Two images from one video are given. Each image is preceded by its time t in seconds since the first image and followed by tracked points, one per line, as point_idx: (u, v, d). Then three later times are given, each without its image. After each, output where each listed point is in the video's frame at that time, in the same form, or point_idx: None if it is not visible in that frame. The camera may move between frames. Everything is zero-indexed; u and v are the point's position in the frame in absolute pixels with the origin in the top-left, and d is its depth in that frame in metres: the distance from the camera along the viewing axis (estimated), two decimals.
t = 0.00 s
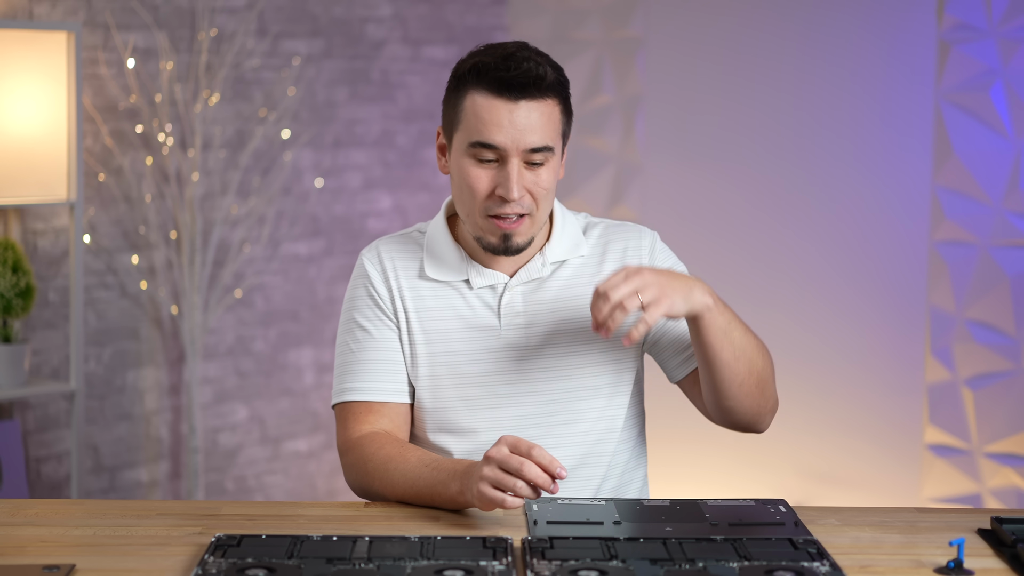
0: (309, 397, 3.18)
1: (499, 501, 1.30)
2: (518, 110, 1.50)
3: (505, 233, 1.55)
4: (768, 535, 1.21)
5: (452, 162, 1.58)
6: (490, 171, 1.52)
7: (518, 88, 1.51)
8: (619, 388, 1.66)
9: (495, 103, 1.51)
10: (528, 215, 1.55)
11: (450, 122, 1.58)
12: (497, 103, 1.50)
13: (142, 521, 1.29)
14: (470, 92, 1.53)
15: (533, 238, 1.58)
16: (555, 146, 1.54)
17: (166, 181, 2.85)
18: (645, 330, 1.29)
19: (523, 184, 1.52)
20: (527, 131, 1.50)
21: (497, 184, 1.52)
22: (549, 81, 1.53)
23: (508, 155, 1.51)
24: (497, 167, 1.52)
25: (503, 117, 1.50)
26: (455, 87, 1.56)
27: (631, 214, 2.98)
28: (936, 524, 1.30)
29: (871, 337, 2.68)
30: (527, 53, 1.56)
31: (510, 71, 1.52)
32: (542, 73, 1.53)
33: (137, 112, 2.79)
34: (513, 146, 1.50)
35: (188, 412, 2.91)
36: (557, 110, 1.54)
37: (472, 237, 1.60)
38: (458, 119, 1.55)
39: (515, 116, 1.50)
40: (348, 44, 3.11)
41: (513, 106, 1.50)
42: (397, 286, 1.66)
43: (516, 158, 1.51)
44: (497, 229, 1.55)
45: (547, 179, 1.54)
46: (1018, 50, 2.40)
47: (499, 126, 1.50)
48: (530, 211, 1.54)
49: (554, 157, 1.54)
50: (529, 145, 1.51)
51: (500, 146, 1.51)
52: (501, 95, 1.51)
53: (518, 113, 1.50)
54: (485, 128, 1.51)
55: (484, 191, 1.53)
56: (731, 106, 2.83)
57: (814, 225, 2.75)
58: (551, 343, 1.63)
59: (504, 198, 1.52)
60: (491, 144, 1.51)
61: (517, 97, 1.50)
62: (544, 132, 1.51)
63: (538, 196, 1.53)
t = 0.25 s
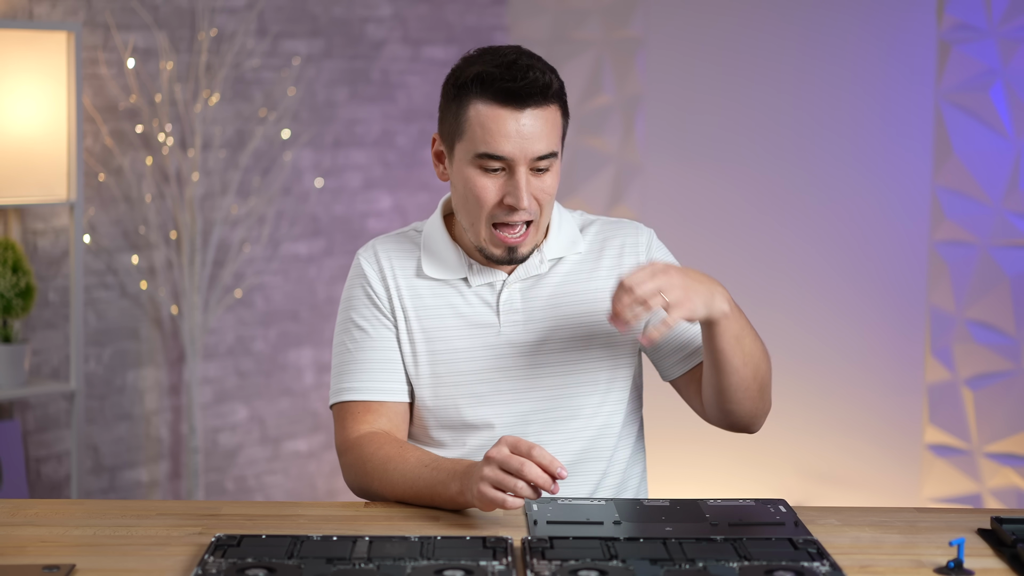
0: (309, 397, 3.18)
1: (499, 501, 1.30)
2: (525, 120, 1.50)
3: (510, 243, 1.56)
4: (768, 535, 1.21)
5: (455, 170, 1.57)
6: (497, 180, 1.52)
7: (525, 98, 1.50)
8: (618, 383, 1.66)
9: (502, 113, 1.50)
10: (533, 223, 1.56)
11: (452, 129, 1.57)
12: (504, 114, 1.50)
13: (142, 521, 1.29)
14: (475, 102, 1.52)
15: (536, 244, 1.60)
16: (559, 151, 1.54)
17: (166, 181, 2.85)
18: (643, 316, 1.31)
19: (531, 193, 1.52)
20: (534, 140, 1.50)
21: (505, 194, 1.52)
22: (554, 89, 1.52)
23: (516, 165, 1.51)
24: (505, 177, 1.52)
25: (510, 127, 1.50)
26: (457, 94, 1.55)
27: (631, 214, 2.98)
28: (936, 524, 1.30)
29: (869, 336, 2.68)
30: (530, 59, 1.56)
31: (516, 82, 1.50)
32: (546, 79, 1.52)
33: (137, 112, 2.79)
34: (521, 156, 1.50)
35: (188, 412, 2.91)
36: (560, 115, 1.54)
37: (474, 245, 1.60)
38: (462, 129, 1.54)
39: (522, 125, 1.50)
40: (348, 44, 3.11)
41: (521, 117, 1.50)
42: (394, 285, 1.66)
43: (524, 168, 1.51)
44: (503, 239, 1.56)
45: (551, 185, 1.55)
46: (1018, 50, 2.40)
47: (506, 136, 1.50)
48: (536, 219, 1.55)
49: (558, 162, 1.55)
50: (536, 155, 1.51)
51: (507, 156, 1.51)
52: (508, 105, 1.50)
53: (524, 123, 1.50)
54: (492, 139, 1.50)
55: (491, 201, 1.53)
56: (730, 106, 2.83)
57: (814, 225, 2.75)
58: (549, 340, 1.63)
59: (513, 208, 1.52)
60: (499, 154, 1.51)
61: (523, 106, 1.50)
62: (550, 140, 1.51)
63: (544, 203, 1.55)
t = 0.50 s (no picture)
0: (309, 397, 3.18)
1: (498, 503, 1.29)
2: (513, 88, 1.53)
3: (503, 216, 1.54)
4: (768, 535, 1.21)
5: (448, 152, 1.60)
6: (485, 150, 1.54)
7: (512, 68, 1.54)
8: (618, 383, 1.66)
9: (490, 82, 1.54)
10: (526, 197, 1.55)
11: (446, 111, 1.61)
12: (492, 83, 1.54)
13: (142, 521, 1.29)
14: (466, 75, 1.56)
15: (532, 222, 1.57)
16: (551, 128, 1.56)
17: (166, 181, 2.85)
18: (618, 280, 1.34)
19: (519, 164, 1.53)
20: (523, 109, 1.53)
21: (493, 163, 1.53)
22: (543, 62, 1.57)
23: (504, 133, 1.53)
24: (492, 147, 1.54)
25: (498, 96, 1.53)
26: (450, 75, 1.60)
27: (631, 214, 2.98)
28: (936, 524, 1.30)
29: (869, 336, 2.68)
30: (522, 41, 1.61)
31: (503, 50, 1.56)
32: (536, 55, 1.57)
33: (137, 112, 2.79)
34: (509, 123, 1.53)
35: (188, 412, 2.91)
36: (552, 93, 1.57)
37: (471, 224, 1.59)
38: (453, 103, 1.58)
39: (510, 94, 1.53)
40: (348, 44, 3.11)
41: (508, 85, 1.54)
42: (396, 284, 1.66)
43: (512, 136, 1.53)
44: (495, 211, 1.54)
45: (543, 162, 1.55)
46: (1018, 50, 2.40)
47: (494, 104, 1.53)
48: (528, 192, 1.54)
49: (550, 139, 1.56)
50: (524, 123, 1.53)
51: (495, 124, 1.53)
52: (496, 75, 1.54)
53: (512, 92, 1.53)
54: (480, 107, 1.54)
55: (479, 171, 1.54)
56: (730, 106, 2.83)
57: (814, 225, 2.75)
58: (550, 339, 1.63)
59: (500, 176, 1.52)
60: (487, 122, 1.53)
61: (511, 75, 1.54)
62: (539, 110, 1.54)
63: (535, 177, 1.54)
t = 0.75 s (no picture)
0: (309, 397, 3.18)
1: (497, 502, 1.29)
2: (519, 88, 1.52)
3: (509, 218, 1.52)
4: (768, 535, 1.21)
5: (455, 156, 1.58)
6: (490, 151, 1.52)
7: (518, 68, 1.54)
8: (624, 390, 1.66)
9: (496, 83, 1.53)
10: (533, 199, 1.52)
11: (453, 113, 1.60)
12: (498, 83, 1.53)
13: (142, 521, 1.29)
14: (472, 77, 1.55)
15: (539, 225, 1.54)
16: (558, 130, 1.55)
17: (166, 181, 2.85)
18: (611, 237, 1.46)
19: (524, 165, 1.51)
20: (529, 110, 1.52)
21: (498, 164, 1.51)
22: (550, 63, 1.55)
23: (509, 133, 1.52)
24: (498, 148, 1.52)
25: (503, 95, 1.52)
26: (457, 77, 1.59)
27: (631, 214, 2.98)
28: (936, 524, 1.30)
29: (869, 336, 2.68)
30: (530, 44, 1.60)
31: (509, 50, 1.55)
32: (542, 55, 1.56)
33: (137, 112, 2.79)
34: (514, 124, 1.52)
35: (188, 412, 2.91)
36: (559, 94, 1.56)
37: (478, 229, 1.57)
38: (460, 106, 1.57)
39: (516, 94, 1.52)
40: (348, 44, 3.11)
41: (515, 85, 1.53)
42: (403, 286, 1.66)
43: (517, 136, 1.52)
44: (501, 213, 1.52)
45: (549, 164, 1.52)
46: (1018, 50, 2.40)
47: (499, 104, 1.52)
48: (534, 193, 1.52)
49: (558, 141, 1.54)
50: (531, 123, 1.52)
51: (500, 124, 1.52)
52: (502, 75, 1.53)
53: (518, 93, 1.52)
54: (486, 107, 1.52)
55: (485, 173, 1.51)
56: (730, 106, 2.83)
57: (814, 225, 2.75)
58: (558, 346, 1.63)
59: (505, 177, 1.50)
60: (492, 123, 1.52)
61: (517, 76, 1.53)
62: (545, 111, 1.53)
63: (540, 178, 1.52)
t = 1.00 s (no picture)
0: (309, 398, 3.18)
1: (500, 497, 1.30)
2: (530, 127, 1.51)
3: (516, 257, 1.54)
4: (768, 535, 1.21)
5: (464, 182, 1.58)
6: (498, 190, 1.52)
7: (528, 106, 1.51)
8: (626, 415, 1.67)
9: (505, 120, 1.51)
10: (539, 238, 1.54)
11: (463, 139, 1.59)
12: (507, 121, 1.51)
13: (142, 521, 1.29)
14: (482, 108, 1.53)
15: (545, 262, 1.56)
16: (568, 167, 1.54)
17: (166, 181, 2.85)
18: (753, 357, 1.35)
19: (531, 206, 1.51)
20: (539, 149, 1.51)
21: (505, 204, 1.52)
22: (561, 99, 1.53)
23: (518, 173, 1.51)
24: (506, 186, 1.52)
25: (513, 135, 1.51)
26: (468, 103, 1.57)
27: (631, 214, 2.98)
28: (936, 524, 1.30)
29: (868, 336, 2.68)
30: (543, 72, 1.57)
31: (520, 87, 1.52)
32: (555, 90, 1.54)
33: (137, 112, 2.79)
34: (523, 165, 1.51)
35: (188, 412, 2.91)
36: (572, 129, 1.54)
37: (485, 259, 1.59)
38: (470, 135, 1.56)
39: (526, 133, 1.51)
40: (348, 44, 3.11)
41: (525, 125, 1.51)
42: (408, 296, 1.67)
43: (525, 177, 1.51)
44: (508, 251, 1.54)
45: (559, 203, 1.53)
46: (1018, 50, 2.39)
47: (508, 143, 1.51)
48: (540, 233, 1.53)
49: (567, 179, 1.54)
50: (540, 164, 1.51)
51: (509, 163, 1.51)
52: (512, 112, 1.51)
53: (528, 132, 1.51)
54: (495, 144, 1.51)
55: (492, 212, 1.53)
56: (730, 106, 2.83)
57: (814, 224, 2.75)
58: (562, 368, 1.63)
59: (512, 219, 1.51)
60: (500, 162, 1.51)
61: (527, 114, 1.51)
62: (555, 150, 1.52)
63: (548, 218, 1.53)
